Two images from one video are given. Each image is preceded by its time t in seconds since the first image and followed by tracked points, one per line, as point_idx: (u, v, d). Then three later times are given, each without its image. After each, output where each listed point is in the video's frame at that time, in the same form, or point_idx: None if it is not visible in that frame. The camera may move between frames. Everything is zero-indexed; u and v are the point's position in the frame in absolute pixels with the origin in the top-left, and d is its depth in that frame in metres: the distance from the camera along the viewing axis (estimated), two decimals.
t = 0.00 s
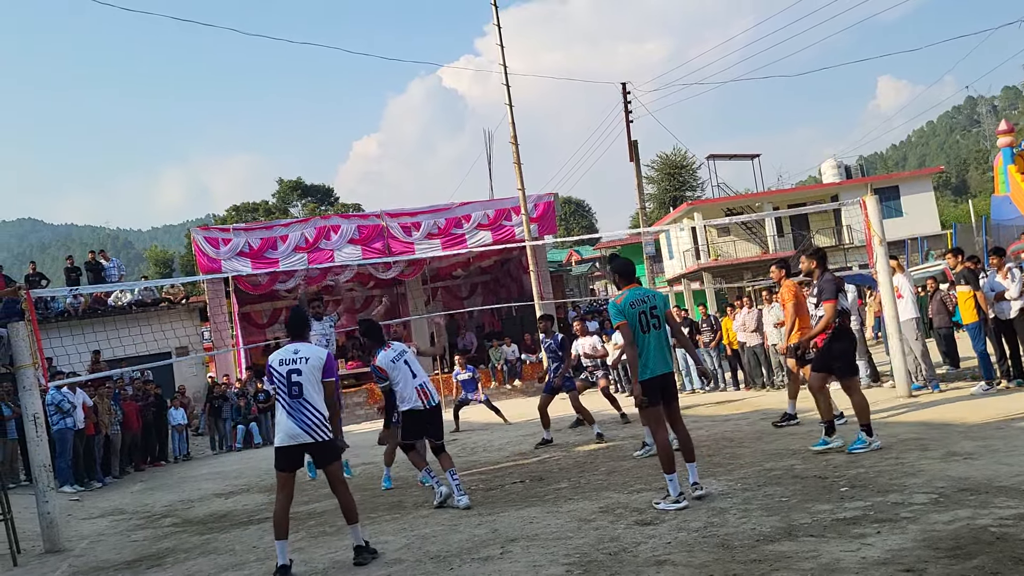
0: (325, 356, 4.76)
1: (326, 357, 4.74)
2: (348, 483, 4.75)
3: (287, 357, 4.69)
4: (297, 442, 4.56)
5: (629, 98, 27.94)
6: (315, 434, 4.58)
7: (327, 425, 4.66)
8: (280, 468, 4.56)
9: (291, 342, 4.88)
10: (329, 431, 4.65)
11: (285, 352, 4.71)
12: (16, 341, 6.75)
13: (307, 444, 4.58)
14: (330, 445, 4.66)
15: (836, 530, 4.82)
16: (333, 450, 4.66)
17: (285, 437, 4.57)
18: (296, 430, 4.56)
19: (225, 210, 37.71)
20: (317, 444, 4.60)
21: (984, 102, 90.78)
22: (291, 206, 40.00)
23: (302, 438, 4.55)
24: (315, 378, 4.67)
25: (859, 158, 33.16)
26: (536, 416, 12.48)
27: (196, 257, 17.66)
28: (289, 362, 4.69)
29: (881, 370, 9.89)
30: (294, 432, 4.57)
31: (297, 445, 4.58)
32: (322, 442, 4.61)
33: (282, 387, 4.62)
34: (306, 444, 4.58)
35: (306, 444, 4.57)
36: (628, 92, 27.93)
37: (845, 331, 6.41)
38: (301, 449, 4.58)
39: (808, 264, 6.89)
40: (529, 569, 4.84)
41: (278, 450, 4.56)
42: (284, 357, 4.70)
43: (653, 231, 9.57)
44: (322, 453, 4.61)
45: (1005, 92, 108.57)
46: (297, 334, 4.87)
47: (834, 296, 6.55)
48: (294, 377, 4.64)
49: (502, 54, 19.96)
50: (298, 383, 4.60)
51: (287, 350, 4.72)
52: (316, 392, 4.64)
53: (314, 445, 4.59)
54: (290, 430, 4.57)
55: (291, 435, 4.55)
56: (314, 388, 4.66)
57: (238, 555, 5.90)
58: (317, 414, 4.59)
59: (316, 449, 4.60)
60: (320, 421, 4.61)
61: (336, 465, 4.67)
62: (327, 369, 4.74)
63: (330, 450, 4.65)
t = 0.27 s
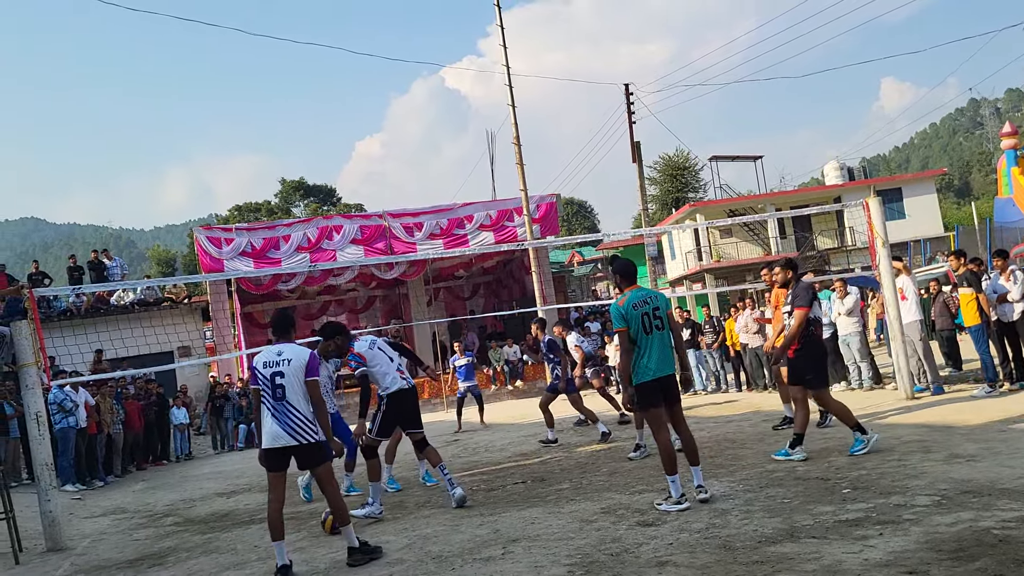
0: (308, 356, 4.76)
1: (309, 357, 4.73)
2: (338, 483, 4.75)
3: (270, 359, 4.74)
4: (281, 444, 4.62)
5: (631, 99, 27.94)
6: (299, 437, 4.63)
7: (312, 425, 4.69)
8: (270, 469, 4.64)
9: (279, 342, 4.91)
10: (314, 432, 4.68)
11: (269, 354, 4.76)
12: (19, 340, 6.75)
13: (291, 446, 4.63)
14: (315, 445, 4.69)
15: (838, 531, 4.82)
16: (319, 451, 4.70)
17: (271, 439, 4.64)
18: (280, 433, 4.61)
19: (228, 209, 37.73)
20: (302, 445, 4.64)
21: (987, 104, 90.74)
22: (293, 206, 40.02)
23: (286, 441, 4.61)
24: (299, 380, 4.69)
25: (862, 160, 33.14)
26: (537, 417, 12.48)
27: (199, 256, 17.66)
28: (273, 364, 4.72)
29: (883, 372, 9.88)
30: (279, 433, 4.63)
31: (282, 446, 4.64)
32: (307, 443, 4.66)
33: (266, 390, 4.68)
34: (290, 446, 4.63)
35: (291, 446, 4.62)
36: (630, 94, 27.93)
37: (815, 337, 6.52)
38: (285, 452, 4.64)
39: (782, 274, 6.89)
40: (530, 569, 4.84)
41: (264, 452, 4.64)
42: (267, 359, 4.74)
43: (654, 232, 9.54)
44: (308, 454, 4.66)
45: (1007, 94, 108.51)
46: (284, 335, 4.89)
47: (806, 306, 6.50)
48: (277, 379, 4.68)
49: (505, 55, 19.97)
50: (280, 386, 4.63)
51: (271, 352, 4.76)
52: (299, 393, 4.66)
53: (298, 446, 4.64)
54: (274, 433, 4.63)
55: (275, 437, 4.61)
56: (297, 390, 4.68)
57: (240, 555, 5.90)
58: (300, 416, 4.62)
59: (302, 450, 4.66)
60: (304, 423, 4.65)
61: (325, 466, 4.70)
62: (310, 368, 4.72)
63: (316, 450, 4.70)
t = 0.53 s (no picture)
0: (310, 353, 4.76)
1: (311, 354, 4.74)
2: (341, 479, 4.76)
3: (274, 356, 4.76)
4: (284, 441, 4.65)
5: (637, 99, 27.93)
6: (301, 434, 4.66)
7: (314, 422, 4.71)
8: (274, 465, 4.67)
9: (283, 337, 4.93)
10: (317, 428, 4.70)
11: (272, 351, 4.79)
12: (24, 334, 6.78)
13: (293, 443, 4.67)
14: (318, 442, 4.72)
15: (842, 533, 4.81)
16: (321, 448, 4.73)
17: (274, 436, 4.68)
18: (283, 430, 4.65)
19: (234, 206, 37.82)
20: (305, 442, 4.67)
21: (994, 106, 90.51)
22: (298, 203, 40.09)
23: (289, 438, 4.64)
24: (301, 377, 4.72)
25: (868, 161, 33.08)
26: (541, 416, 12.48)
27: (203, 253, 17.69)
28: (276, 361, 4.76)
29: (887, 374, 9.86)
30: (282, 430, 4.67)
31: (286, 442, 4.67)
32: (310, 440, 4.69)
33: (269, 386, 4.72)
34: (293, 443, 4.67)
35: (293, 443, 4.65)
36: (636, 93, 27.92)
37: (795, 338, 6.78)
38: (289, 448, 4.68)
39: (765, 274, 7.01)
40: (533, 568, 4.84)
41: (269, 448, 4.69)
42: (271, 355, 4.77)
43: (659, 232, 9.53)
44: (310, 451, 4.69)
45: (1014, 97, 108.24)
46: (288, 330, 4.89)
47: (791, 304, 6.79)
48: (279, 376, 4.71)
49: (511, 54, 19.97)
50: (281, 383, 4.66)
51: (274, 348, 4.79)
52: (300, 390, 4.68)
53: (301, 443, 4.67)
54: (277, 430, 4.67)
55: (278, 434, 4.65)
56: (298, 387, 4.69)
57: (243, 550, 5.90)
58: (301, 413, 4.64)
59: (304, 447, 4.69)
60: (306, 420, 4.67)
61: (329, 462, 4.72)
62: (312, 364, 4.71)
63: (320, 447, 4.72)
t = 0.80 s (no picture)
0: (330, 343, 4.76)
1: (332, 344, 4.73)
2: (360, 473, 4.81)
3: (292, 348, 4.76)
4: (303, 432, 4.68)
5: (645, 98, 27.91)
6: (320, 425, 4.69)
7: (334, 414, 4.74)
8: (291, 456, 4.71)
9: (300, 328, 4.92)
10: (335, 420, 4.73)
11: (290, 343, 4.77)
12: (32, 323, 6.80)
13: (313, 433, 4.70)
14: (338, 432, 4.77)
15: (845, 535, 4.80)
16: (340, 439, 4.78)
17: (293, 427, 4.71)
18: (303, 421, 4.68)
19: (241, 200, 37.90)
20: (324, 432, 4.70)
21: (1003, 111, 90.17)
22: (305, 197, 40.14)
23: (308, 429, 4.68)
24: (320, 368, 4.70)
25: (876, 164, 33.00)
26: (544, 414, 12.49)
27: (210, 245, 17.72)
28: (295, 353, 4.76)
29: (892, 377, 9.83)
30: (301, 422, 4.70)
31: (305, 433, 4.71)
32: (329, 431, 4.73)
33: (288, 378, 4.73)
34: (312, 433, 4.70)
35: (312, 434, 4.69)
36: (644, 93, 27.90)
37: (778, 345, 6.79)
38: (308, 439, 4.72)
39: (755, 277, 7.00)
40: (535, 565, 4.84)
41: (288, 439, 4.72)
42: (289, 347, 4.76)
43: (666, 231, 9.51)
44: (332, 441, 4.76)
45: None
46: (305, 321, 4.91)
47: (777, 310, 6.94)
48: (298, 368, 4.71)
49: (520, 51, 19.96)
50: (301, 375, 4.66)
51: (292, 339, 4.77)
52: (321, 382, 4.70)
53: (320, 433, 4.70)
54: (297, 421, 4.70)
55: (297, 425, 4.68)
56: (319, 378, 4.70)
57: (245, 542, 5.92)
58: (321, 404, 4.66)
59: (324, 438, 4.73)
60: (325, 412, 4.70)
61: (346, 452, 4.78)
62: (334, 354, 4.75)
63: (339, 438, 4.78)
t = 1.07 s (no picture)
0: (358, 332, 4.93)
1: (361, 333, 4.91)
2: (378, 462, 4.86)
3: (322, 336, 4.89)
4: (336, 417, 4.83)
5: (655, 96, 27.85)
6: (352, 411, 4.82)
7: (364, 400, 4.88)
8: (319, 440, 4.88)
9: (327, 316, 5.05)
10: (365, 407, 4.86)
11: (319, 331, 4.91)
12: (40, 310, 6.82)
13: (344, 419, 4.83)
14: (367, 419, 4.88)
15: (851, 535, 4.79)
16: (368, 426, 4.87)
17: (326, 412, 4.85)
18: (335, 407, 4.83)
19: (250, 192, 37.97)
20: (355, 419, 4.83)
21: (1014, 114, 89.72)
22: (313, 189, 40.17)
23: (339, 415, 4.82)
24: (350, 355, 4.87)
25: (886, 165, 32.88)
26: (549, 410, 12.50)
27: (218, 236, 17.73)
28: (324, 340, 4.89)
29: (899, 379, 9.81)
30: (333, 407, 4.84)
31: (336, 419, 4.85)
32: (358, 418, 4.84)
33: (320, 365, 4.87)
34: (344, 419, 4.84)
35: (343, 420, 4.83)
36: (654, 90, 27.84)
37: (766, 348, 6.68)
38: (339, 424, 4.85)
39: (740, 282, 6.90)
40: (540, 559, 4.84)
41: (320, 425, 4.86)
42: (319, 335, 4.90)
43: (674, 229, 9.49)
44: (357, 429, 4.83)
45: None
46: (332, 309, 5.04)
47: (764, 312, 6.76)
48: (329, 355, 4.85)
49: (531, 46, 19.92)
50: (333, 362, 4.81)
51: (321, 328, 4.91)
52: (352, 369, 4.85)
53: (351, 420, 4.83)
54: (330, 406, 4.84)
55: (329, 410, 4.83)
56: (350, 365, 4.86)
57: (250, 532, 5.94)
58: (353, 390, 4.81)
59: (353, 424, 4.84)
60: (356, 398, 4.84)
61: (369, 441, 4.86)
62: (363, 341, 4.93)
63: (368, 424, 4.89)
